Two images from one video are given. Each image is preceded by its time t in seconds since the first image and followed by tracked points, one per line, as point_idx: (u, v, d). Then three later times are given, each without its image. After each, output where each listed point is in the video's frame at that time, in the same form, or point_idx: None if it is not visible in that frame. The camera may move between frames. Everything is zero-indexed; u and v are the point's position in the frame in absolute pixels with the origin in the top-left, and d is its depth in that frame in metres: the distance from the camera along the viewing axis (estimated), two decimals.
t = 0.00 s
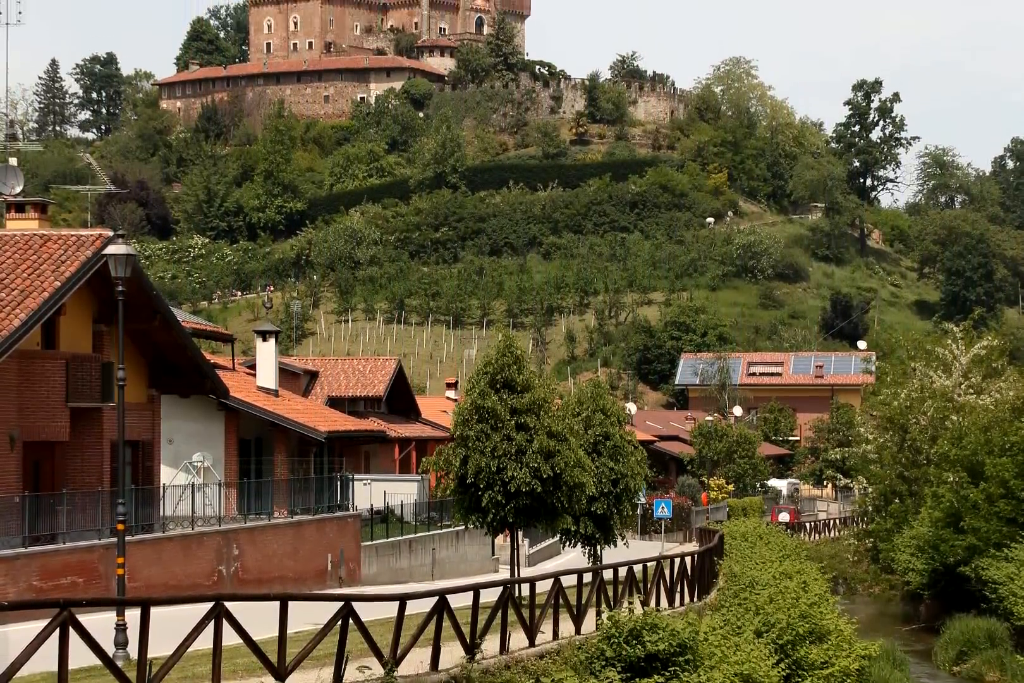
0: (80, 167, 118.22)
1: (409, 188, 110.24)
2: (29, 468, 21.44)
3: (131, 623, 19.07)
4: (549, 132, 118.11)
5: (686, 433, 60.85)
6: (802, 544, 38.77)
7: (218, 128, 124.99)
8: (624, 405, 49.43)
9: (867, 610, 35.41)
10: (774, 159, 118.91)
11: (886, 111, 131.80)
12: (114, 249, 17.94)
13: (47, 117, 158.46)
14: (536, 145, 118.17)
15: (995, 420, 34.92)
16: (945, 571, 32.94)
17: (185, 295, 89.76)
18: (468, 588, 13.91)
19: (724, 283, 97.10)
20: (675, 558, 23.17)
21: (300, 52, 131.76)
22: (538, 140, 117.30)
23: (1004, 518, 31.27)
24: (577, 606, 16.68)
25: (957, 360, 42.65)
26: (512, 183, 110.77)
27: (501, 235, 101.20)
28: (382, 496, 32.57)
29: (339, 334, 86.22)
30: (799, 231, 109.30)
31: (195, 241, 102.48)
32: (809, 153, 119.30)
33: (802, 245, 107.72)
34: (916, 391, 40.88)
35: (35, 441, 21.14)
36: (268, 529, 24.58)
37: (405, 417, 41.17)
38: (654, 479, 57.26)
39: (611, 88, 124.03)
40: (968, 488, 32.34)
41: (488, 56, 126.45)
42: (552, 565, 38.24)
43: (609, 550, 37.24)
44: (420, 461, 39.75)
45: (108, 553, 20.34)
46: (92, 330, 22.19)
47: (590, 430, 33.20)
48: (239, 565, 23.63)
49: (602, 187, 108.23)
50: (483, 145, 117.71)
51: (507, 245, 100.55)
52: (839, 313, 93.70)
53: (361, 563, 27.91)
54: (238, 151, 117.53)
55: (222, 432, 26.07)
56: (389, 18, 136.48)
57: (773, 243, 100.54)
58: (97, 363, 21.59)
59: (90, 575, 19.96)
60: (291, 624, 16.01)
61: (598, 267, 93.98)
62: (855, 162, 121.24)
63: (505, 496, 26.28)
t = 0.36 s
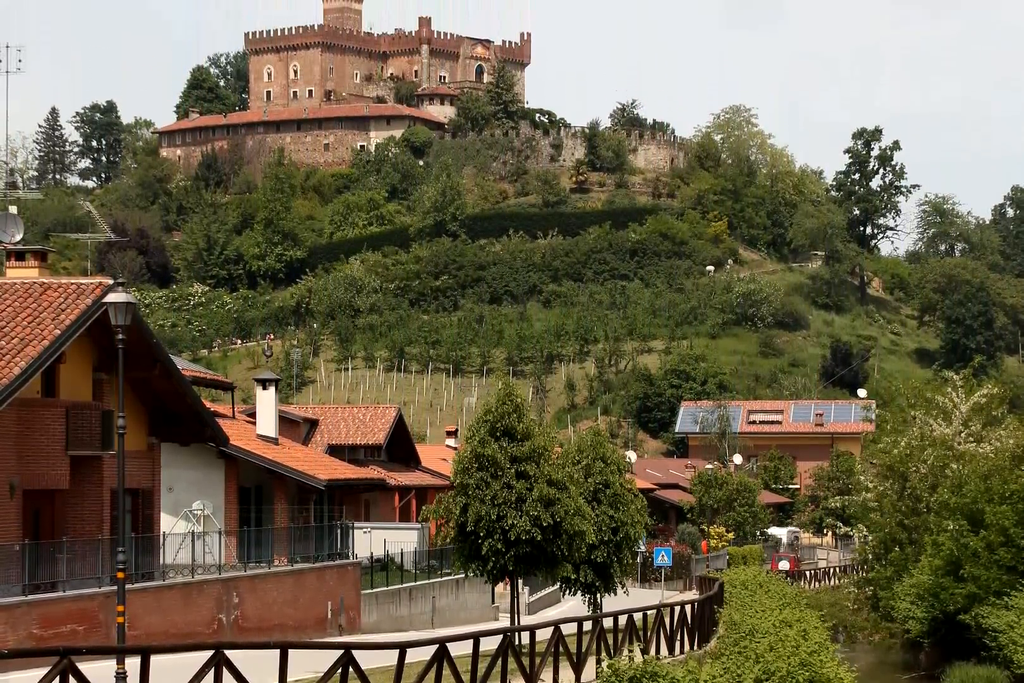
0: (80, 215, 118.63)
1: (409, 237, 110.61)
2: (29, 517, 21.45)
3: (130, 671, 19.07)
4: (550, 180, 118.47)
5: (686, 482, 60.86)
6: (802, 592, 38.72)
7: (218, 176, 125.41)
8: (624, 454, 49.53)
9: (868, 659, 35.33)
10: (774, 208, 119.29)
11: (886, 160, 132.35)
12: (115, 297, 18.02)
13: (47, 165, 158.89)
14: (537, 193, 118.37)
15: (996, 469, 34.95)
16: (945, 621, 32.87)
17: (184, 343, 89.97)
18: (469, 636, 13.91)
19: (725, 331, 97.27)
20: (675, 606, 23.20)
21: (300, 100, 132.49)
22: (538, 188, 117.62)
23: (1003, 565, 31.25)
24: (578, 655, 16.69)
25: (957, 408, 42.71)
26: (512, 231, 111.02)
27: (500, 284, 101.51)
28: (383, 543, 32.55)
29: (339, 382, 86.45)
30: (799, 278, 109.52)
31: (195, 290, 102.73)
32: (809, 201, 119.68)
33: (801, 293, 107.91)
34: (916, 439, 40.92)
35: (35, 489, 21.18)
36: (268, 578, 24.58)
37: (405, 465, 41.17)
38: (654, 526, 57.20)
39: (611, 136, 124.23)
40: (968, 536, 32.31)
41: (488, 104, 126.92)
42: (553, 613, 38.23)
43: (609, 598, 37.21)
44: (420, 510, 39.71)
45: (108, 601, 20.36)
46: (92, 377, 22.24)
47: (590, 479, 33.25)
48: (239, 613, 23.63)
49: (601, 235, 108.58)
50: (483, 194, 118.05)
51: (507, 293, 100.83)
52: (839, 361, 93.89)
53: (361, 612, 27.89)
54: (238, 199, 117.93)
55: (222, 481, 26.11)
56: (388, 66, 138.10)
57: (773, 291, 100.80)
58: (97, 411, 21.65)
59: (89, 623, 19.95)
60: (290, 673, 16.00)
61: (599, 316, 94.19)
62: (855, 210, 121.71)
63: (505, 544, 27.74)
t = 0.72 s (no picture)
0: (80, 261, 119.03)
1: (409, 283, 110.92)
2: (29, 563, 21.50)
3: None
4: (550, 226, 118.69)
5: (686, 528, 60.83)
6: (802, 637, 38.72)
7: (218, 222, 125.88)
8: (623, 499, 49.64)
9: None
10: (776, 256, 119.52)
11: (886, 206, 132.82)
12: (116, 343, 18.12)
13: (47, 211, 159.17)
14: (538, 239, 118.52)
15: (995, 515, 34.99)
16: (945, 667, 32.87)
17: (184, 389, 90.16)
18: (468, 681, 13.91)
19: (726, 377, 97.43)
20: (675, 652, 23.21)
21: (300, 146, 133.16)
22: (538, 233, 117.89)
23: (1004, 611, 31.21)
24: None
25: (957, 455, 42.77)
26: (512, 278, 111.28)
27: (500, 330, 101.74)
28: (382, 590, 32.53)
29: (339, 428, 86.63)
30: (799, 324, 109.66)
31: (195, 336, 102.97)
32: (809, 247, 119.94)
33: (801, 339, 108.00)
34: (916, 486, 41.01)
35: (35, 535, 21.25)
36: (268, 623, 24.59)
37: (405, 511, 41.19)
38: (654, 573, 57.18)
39: (611, 182, 124.45)
40: (968, 583, 32.35)
41: (489, 150, 127.34)
42: (553, 659, 38.21)
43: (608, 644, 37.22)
44: (420, 556, 39.70)
45: (108, 647, 20.38)
46: (91, 424, 22.28)
47: (590, 525, 33.28)
48: (239, 659, 23.65)
49: (602, 281, 108.88)
50: (484, 240, 118.33)
51: (508, 340, 101.05)
52: (839, 406, 93.97)
53: (361, 658, 27.90)
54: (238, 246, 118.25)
55: (223, 527, 26.17)
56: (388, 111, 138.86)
57: (773, 337, 101.00)
58: (97, 457, 21.70)
59: (89, 669, 20.00)
60: None
61: (598, 362, 94.35)
62: (855, 257, 121.86)
63: (505, 590, 28.26)
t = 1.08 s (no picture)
0: (80, 305, 119.42)
1: (409, 326, 111.24)
2: (28, 607, 21.57)
3: None
4: (550, 270, 118.94)
5: (686, 571, 60.85)
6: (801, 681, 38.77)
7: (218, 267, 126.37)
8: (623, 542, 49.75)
9: None
10: (775, 300, 119.85)
11: (886, 250, 133.22)
12: (115, 388, 18.24)
13: (47, 255, 159.62)
14: (537, 282, 118.97)
15: (996, 559, 35.03)
16: None
17: (184, 432, 90.46)
18: None
19: (725, 420, 97.59)
20: None
21: (300, 189, 133.87)
22: (538, 277, 118.27)
23: (1004, 655, 31.22)
24: None
25: (957, 499, 42.86)
26: (512, 321, 111.60)
27: (500, 373, 101.97)
28: (382, 633, 32.53)
29: (339, 472, 86.88)
30: (799, 368, 109.81)
31: (195, 380, 103.31)
32: (809, 291, 120.16)
33: (800, 382, 108.14)
34: (916, 530, 41.09)
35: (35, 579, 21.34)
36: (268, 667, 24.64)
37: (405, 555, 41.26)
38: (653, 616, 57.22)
39: (611, 226, 124.87)
40: (968, 626, 32.41)
41: (489, 194, 127.80)
42: None
43: None
44: (420, 600, 39.71)
45: None
46: (91, 468, 22.34)
47: (590, 568, 33.32)
48: None
49: (601, 325, 109.25)
50: (483, 284, 118.70)
51: (508, 383, 101.26)
52: (839, 450, 94.04)
53: None
54: (238, 289, 118.66)
55: (222, 570, 26.25)
56: (388, 155, 139.61)
57: (772, 380, 101.24)
58: (97, 501, 21.77)
59: None
60: None
61: (597, 406, 94.54)
62: (855, 300, 122.25)
63: (505, 633, 28.41)
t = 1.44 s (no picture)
0: (80, 345, 119.68)
1: (409, 366, 111.50)
2: (29, 646, 21.63)
3: None
4: (550, 309, 119.18)
5: (686, 612, 60.87)
6: None
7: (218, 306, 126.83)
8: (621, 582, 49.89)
9: None
10: (776, 340, 120.08)
11: (886, 290, 133.49)
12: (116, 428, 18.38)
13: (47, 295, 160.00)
14: (538, 321, 119.23)
15: (996, 600, 35.09)
16: None
17: (184, 473, 90.63)
18: None
19: (725, 460, 97.72)
20: None
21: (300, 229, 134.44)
22: (537, 316, 118.54)
23: None
24: None
25: (957, 538, 42.95)
26: (512, 360, 111.83)
27: (499, 413, 102.15)
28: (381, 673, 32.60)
29: (339, 512, 87.05)
30: (799, 408, 109.92)
31: (195, 419, 103.56)
32: (808, 331, 120.40)
33: (799, 422, 108.24)
34: (916, 570, 41.08)
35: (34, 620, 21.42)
36: None
37: (405, 595, 41.35)
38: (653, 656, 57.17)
39: (611, 265, 125.28)
40: (967, 667, 32.52)
41: (489, 234, 128.20)
42: None
43: None
44: (420, 641, 39.75)
45: None
46: (92, 509, 22.25)
47: (590, 608, 33.43)
48: None
49: (601, 366, 109.53)
50: (483, 324, 118.99)
51: (508, 423, 101.42)
52: (839, 491, 94.10)
53: None
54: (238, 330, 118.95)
55: (222, 611, 26.40)
56: (388, 194, 140.28)
57: (772, 419, 101.40)
58: (97, 542, 21.80)
59: None
60: None
61: (597, 446, 94.69)
62: (855, 340, 122.49)
63: (505, 673, 28.87)
